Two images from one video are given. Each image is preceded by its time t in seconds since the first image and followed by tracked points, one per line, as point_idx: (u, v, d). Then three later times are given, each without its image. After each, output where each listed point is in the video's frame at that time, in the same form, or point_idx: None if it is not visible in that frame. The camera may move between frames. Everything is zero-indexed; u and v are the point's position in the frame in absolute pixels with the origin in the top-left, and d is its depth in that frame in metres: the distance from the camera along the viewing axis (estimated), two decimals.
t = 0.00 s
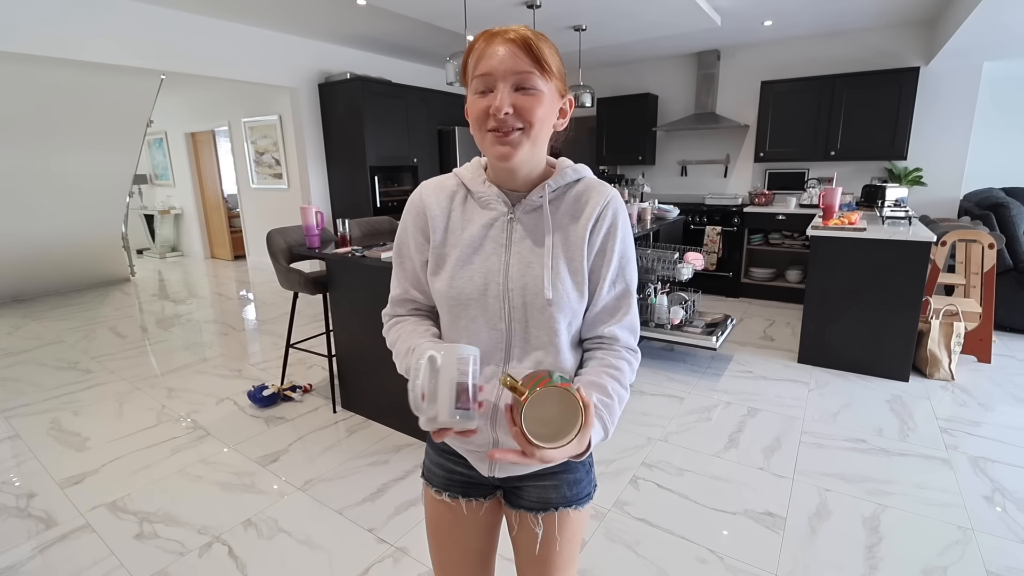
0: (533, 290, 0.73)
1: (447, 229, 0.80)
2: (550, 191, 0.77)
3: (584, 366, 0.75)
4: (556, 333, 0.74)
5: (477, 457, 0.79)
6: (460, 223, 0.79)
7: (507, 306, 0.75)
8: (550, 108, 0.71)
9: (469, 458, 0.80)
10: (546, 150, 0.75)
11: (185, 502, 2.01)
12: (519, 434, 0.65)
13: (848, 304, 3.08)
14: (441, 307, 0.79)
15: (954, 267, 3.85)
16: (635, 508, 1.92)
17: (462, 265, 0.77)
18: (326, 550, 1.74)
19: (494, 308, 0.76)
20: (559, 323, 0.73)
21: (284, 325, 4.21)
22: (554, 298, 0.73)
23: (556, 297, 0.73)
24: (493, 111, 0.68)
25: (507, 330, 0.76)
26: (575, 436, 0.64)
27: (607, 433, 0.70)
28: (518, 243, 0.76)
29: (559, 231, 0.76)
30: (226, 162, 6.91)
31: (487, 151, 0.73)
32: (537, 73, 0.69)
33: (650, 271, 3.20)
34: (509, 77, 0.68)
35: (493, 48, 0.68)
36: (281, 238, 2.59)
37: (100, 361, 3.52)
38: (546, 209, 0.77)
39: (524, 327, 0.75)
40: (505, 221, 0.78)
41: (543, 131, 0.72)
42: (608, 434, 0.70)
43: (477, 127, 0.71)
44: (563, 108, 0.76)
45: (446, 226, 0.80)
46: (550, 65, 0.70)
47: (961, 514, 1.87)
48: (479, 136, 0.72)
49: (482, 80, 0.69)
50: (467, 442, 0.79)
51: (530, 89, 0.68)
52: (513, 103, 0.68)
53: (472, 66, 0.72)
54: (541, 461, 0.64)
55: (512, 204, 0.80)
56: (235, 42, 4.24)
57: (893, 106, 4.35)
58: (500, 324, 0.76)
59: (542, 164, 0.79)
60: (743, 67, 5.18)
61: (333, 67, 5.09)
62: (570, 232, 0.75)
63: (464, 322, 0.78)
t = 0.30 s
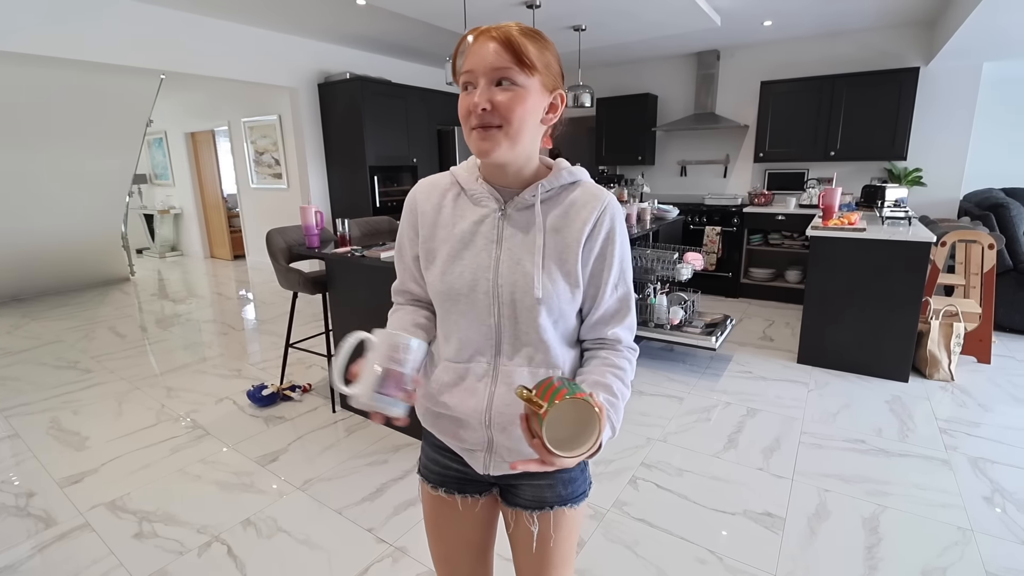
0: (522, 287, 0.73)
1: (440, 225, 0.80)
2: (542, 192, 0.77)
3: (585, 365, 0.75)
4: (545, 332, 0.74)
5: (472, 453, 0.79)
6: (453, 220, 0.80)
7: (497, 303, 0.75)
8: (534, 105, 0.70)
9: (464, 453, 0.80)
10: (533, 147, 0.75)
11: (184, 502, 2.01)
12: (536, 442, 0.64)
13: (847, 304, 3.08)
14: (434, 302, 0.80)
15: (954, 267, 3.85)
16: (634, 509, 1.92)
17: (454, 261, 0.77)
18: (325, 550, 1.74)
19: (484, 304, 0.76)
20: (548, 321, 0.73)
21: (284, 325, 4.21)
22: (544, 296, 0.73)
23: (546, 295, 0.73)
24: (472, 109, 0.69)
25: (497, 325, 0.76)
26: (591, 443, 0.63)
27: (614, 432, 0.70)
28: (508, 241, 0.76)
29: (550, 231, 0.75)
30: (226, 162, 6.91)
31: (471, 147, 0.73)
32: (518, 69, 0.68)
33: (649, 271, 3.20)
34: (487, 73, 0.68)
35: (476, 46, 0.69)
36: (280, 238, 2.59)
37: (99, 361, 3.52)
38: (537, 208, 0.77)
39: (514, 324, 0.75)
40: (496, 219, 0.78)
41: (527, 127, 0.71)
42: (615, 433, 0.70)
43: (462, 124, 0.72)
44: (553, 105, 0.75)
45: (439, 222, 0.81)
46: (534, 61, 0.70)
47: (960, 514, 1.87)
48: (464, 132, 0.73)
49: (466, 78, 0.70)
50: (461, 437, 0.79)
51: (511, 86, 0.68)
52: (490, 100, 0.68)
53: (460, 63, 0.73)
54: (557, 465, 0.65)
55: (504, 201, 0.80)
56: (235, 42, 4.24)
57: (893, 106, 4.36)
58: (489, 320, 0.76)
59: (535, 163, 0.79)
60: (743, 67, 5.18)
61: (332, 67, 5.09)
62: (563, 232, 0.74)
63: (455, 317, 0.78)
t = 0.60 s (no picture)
0: (515, 282, 0.73)
1: (439, 219, 0.82)
2: (541, 189, 0.77)
3: (593, 363, 0.75)
4: (539, 328, 0.73)
5: (468, 448, 0.80)
6: (451, 214, 0.81)
7: (490, 298, 0.75)
8: (546, 105, 0.71)
9: (461, 448, 0.80)
10: (538, 146, 0.76)
11: (183, 501, 2.01)
12: (566, 450, 0.62)
13: (848, 304, 3.07)
14: (431, 295, 0.81)
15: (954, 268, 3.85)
16: (633, 509, 1.92)
17: (450, 254, 0.78)
18: (324, 550, 1.74)
19: (477, 297, 0.76)
20: (543, 316, 0.73)
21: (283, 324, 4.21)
22: (539, 292, 0.72)
23: (541, 291, 0.72)
24: (492, 106, 0.67)
25: (490, 319, 0.76)
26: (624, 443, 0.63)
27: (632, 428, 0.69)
28: (504, 235, 0.76)
29: (549, 228, 0.75)
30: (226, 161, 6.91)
31: (482, 144, 0.72)
32: (535, 69, 0.69)
33: (649, 271, 3.20)
34: (506, 72, 0.68)
35: (493, 42, 0.68)
36: (280, 237, 2.60)
37: (99, 360, 3.52)
38: (535, 204, 0.77)
39: (506, 320, 0.75)
40: (494, 214, 0.78)
41: (537, 127, 0.72)
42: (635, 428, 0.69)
43: (474, 120, 0.71)
44: (556, 105, 0.76)
45: (438, 216, 0.82)
46: (547, 61, 0.71)
47: (960, 515, 1.87)
48: (475, 129, 0.71)
49: (480, 73, 0.69)
50: (458, 433, 0.80)
51: (528, 86, 0.69)
52: (512, 99, 0.68)
53: (469, 57, 0.71)
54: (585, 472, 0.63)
55: (503, 197, 0.80)
56: (236, 42, 4.25)
57: (894, 107, 4.36)
58: (482, 314, 0.76)
59: (536, 162, 0.79)
60: (744, 67, 5.18)
61: (333, 67, 5.10)
62: (562, 229, 0.74)
63: (450, 311, 0.78)
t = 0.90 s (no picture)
0: (523, 285, 0.73)
1: (443, 224, 0.81)
2: (545, 191, 0.77)
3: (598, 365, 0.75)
4: (548, 331, 0.73)
5: (473, 450, 0.80)
6: (456, 219, 0.80)
7: (498, 302, 0.75)
8: (545, 108, 0.71)
9: (466, 451, 0.80)
10: (539, 149, 0.76)
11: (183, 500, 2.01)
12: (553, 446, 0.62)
13: (849, 304, 3.07)
14: (437, 299, 0.81)
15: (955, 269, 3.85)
16: (633, 509, 1.92)
17: (456, 257, 0.78)
18: (324, 549, 1.74)
19: (485, 301, 0.75)
20: (552, 320, 0.73)
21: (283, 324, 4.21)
22: (547, 295, 0.72)
23: (549, 293, 0.72)
24: (492, 112, 0.67)
25: (498, 322, 0.75)
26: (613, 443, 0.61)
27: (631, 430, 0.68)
28: (510, 238, 0.76)
29: (555, 230, 0.75)
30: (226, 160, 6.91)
31: (483, 151, 0.72)
32: (533, 72, 0.69)
33: (650, 271, 3.19)
34: (505, 76, 0.68)
35: (490, 46, 0.68)
36: (280, 237, 2.59)
37: (99, 359, 3.52)
38: (540, 207, 0.77)
39: (514, 323, 0.75)
40: (498, 217, 0.78)
41: (537, 130, 0.72)
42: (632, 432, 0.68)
43: (475, 127, 0.70)
44: (555, 106, 0.76)
45: (443, 221, 0.82)
46: (543, 63, 0.71)
47: (960, 516, 1.87)
48: (476, 137, 0.71)
49: (478, 79, 0.69)
50: (463, 436, 0.80)
51: (527, 89, 0.69)
52: (511, 104, 0.67)
53: (465, 62, 0.71)
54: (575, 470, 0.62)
55: (506, 200, 0.80)
56: (237, 40, 4.24)
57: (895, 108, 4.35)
58: (490, 318, 0.76)
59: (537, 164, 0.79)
60: (744, 68, 5.18)
61: (333, 66, 5.09)
62: (568, 231, 0.74)
63: (457, 314, 0.78)
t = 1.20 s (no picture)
0: (522, 289, 0.73)
1: (443, 227, 0.81)
2: (544, 194, 0.77)
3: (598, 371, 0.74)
4: (547, 335, 0.73)
5: (472, 453, 0.79)
6: (455, 222, 0.80)
7: (497, 305, 0.75)
8: (547, 106, 0.71)
9: (464, 453, 0.80)
10: (540, 148, 0.75)
11: (182, 500, 2.00)
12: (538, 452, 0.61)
13: (849, 305, 3.07)
14: (437, 302, 0.81)
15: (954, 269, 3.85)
16: (632, 509, 1.92)
17: (455, 260, 0.78)
18: (323, 550, 1.73)
19: (484, 304, 0.75)
20: (551, 323, 0.73)
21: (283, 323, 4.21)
22: (545, 299, 0.72)
23: (547, 297, 0.72)
24: (492, 106, 0.67)
25: (497, 325, 0.75)
26: (597, 449, 0.60)
27: (624, 438, 0.67)
28: (509, 241, 0.76)
29: (553, 233, 0.74)
30: (226, 160, 6.90)
31: (483, 146, 0.71)
32: (535, 70, 0.69)
33: (650, 272, 3.19)
34: (507, 71, 0.68)
35: (493, 42, 0.68)
36: (280, 237, 2.59)
37: (98, 358, 3.52)
38: (539, 209, 0.76)
39: (514, 326, 0.75)
40: (497, 219, 0.78)
41: (538, 128, 0.71)
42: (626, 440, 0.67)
43: (475, 121, 0.70)
44: (557, 107, 0.76)
45: (442, 224, 0.81)
46: (547, 62, 0.71)
47: (959, 516, 1.87)
48: (476, 132, 0.71)
49: (480, 74, 0.69)
50: (462, 438, 0.80)
51: (529, 85, 0.68)
52: (512, 99, 0.67)
53: (469, 58, 0.71)
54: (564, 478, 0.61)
55: (505, 202, 0.80)
56: (237, 40, 4.24)
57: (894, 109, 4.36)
58: (489, 321, 0.76)
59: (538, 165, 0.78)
60: (744, 68, 5.18)
61: (333, 66, 5.09)
62: (566, 234, 0.74)
63: (457, 318, 0.78)
